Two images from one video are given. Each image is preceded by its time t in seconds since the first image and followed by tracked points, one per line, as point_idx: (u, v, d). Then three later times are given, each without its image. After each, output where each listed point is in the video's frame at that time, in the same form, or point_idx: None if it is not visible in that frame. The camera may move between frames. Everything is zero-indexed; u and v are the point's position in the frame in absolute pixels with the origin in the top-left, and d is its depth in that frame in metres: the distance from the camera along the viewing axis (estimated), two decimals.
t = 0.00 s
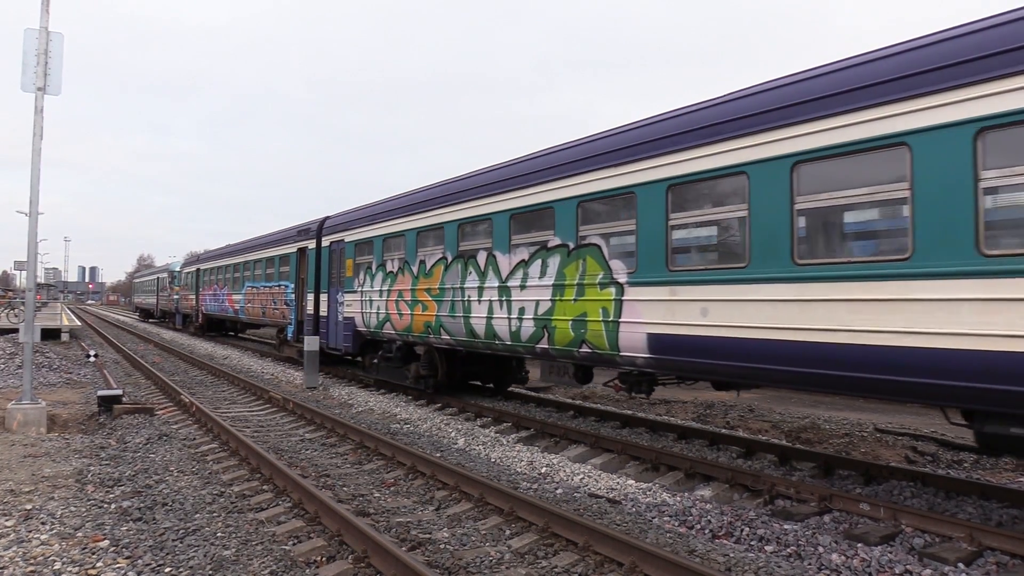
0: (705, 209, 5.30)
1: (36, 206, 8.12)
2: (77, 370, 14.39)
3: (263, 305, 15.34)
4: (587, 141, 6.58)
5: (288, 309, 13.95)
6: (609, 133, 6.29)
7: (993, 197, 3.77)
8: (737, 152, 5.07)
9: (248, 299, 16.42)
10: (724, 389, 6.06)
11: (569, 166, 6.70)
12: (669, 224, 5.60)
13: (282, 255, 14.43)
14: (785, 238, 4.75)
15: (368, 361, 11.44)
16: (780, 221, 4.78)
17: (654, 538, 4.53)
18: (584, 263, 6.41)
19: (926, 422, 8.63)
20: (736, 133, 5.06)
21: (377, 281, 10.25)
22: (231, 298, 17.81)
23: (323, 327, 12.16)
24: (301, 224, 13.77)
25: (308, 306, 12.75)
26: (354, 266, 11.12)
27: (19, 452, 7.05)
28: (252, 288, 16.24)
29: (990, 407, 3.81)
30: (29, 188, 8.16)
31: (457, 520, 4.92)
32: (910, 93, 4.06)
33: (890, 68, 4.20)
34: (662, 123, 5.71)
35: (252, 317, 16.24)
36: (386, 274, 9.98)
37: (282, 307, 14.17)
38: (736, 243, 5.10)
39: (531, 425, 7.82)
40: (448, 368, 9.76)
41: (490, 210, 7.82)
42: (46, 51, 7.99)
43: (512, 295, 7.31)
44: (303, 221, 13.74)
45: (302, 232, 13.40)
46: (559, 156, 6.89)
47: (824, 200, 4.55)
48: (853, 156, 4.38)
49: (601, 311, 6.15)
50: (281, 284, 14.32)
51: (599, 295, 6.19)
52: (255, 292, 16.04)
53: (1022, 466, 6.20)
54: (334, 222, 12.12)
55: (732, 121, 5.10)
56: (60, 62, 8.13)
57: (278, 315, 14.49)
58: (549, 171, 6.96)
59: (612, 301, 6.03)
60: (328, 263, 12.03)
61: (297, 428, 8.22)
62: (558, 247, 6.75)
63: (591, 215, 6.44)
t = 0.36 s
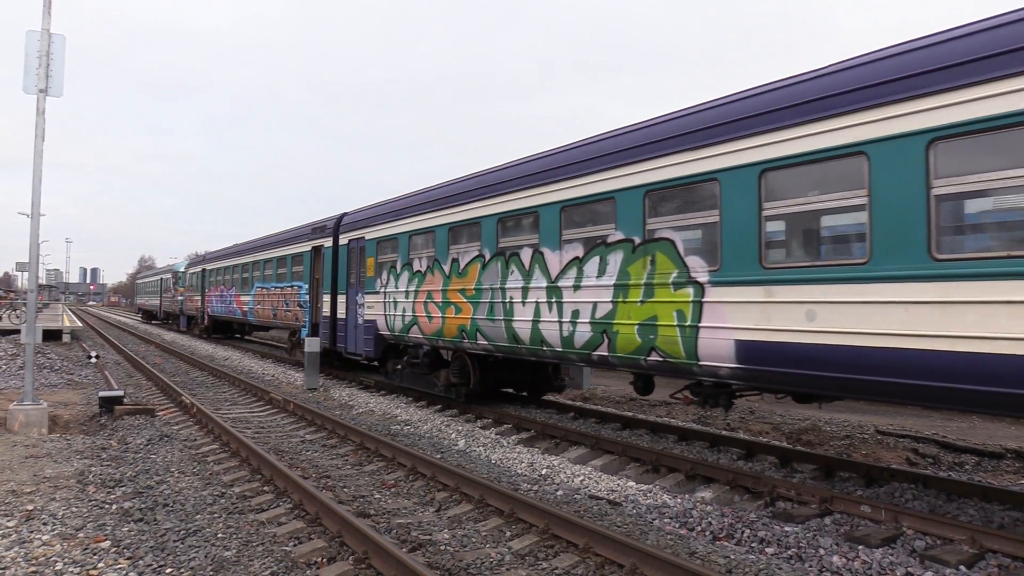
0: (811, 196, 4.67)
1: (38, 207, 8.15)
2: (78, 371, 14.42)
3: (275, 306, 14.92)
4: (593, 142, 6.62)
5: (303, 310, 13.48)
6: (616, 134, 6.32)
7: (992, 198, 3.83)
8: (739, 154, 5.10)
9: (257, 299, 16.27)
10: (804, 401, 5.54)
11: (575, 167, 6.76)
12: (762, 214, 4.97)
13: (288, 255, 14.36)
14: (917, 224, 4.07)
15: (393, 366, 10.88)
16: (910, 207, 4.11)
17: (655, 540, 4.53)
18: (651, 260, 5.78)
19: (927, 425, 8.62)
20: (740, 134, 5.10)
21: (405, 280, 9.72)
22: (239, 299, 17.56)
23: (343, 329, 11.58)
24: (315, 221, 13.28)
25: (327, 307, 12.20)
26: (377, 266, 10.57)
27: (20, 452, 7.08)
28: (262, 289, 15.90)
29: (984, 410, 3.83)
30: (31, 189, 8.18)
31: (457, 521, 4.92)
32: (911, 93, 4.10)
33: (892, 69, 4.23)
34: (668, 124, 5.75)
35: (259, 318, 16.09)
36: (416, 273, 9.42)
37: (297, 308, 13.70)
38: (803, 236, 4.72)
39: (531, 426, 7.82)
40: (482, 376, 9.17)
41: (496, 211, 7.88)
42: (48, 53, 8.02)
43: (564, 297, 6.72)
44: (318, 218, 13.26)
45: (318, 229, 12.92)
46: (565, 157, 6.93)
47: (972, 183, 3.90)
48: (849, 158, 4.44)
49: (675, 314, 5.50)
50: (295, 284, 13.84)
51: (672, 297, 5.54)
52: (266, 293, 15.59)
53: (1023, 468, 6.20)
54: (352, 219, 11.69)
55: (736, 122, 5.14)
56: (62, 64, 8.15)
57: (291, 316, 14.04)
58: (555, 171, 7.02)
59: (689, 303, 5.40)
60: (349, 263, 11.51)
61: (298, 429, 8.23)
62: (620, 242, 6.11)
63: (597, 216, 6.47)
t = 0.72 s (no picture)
0: (951, 178, 3.84)
1: (39, 208, 8.15)
2: (79, 371, 14.43)
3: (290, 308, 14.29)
4: (589, 145, 6.51)
5: (320, 311, 12.78)
6: (614, 137, 6.21)
7: (994, 201, 3.71)
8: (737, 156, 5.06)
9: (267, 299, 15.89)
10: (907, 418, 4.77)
11: (568, 170, 6.66)
12: (884, 203, 4.12)
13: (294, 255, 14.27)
14: (876, 239, 4.14)
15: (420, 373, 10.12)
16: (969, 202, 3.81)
17: (656, 542, 4.53)
18: (738, 255, 4.92)
19: (927, 427, 8.62)
20: (734, 137, 5.01)
21: (436, 280, 8.79)
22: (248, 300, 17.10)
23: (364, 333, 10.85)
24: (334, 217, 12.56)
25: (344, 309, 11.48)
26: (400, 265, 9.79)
27: (21, 453, 7.08)
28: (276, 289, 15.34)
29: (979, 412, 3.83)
30: (33, 190, 8.18)
31: (457, 523, 4.91)
32: (909, 96, 3.99)
33: (889, 71, 4.13)
34: (664, 127, 5.65)
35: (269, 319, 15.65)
36: (448, 272, 8.53)
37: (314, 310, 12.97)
38: (930, 230, 3.94)
39: (532, 428, 7.82)
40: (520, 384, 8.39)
41: (490, 214, 7.78)
42: (49, 54, 8.02)
43: (629, 298, 5.83)
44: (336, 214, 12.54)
45: (337, 225, 12.16)
46: (561, 160, 6.82)
47: None
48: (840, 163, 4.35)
49: (770, 318, 4.66)
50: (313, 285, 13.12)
51: (767, 298, 4.69)
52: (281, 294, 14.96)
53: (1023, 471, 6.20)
54: (371, 216, 10.96)
55: (732, 125, 5.04)
56: (63, 64, 8.15)
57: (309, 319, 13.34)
58: (548, 174, 6.91)
59: (790, 306, 4.55)
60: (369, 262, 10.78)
61: (299, 430, 8.24)
62: (699, 236, 5.23)
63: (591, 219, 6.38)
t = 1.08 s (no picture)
0: None
1: (40, 209, 8.17)
2: (79, 372, 14.43)
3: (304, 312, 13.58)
4: (592, 146, 6.53)
5: (337, 315, 12.06)
6: (616, 137, 6.23)
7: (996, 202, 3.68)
8: (734, 158, 5.03)
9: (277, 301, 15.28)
10: None
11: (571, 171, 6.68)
12: None
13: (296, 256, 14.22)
14: None
15: (457, 381, 9.41)
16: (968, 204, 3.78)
17: (656, 543, 4.53)
18: (854, 248, 4.22)
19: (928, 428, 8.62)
20: (736, 138, 5.03)
21: (472, 279, 8.15)
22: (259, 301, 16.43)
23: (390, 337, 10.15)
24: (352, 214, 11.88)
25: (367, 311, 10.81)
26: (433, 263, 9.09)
27: (22, 454, 7.08)
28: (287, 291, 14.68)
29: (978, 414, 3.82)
30: (33, 191, 8.19)
31: (457, 524, 4.91)
32: (908, 96, 4.01)
33: (888, 72, 4.15)
34: (666, 128, 5.67)
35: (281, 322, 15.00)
36: (486, 270, 7.89)
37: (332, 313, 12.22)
38: None
39: (533, 429, 7.82)
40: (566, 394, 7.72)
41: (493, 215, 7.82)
42: (50, 55, 8.04)
43: (709, 299, 5.11)
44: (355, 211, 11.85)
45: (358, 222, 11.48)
46: (564, 160, 6.84)
47: None
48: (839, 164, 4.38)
49: (899, 322, 3.95)
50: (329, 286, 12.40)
51: (894, 298, 3.97)
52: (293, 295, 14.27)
53: None
54: (395, 213, 10.30)
55: (734, 125, 5.06)
56: (63, 66, 8.16)
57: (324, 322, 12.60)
58: (551, 175, 6.94)
59: (925, 308, 3.83)
60: (398, 260, 10.09)
61: (299, 431, 8.24)
62: (803, 227, 4.53)
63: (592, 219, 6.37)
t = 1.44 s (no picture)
0: None
1: (39, 210, 8.16)
2: (77, 374, 14.41)
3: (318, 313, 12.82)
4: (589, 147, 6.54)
5: (356, 316, 11.30)
6: (614, 138, 6.24)
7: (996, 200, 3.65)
8: (733, 158, 5.04)
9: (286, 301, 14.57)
10: None
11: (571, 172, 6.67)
12: None
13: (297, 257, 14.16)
14: None
15: (494, 388, 8.58)
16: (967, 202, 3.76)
17: (656, 543, 4.53)
18: (1009, 238, 3.55)
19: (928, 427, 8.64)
20: (737, 138, 5.02)
21: (514, 276, 7.34)
22: (267, 302, 15.62)
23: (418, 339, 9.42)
24: (372, 208, 11.12)
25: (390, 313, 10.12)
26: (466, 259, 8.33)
27: (21, 456, 7.07)
28: (299, 291, 13.92)
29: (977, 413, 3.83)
30: (32, 193, 8.18)
31: (458, 524, 4.91)
32: (909, 96, 4.03)
33: (889, 72, 4.16)
34: (666, 128, 5.67)
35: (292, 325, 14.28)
36: (530, 267, 7.12)
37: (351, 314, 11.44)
38: None
39: (533, 429, 7.82)
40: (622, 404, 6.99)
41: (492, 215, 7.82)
42: (48, 56, 8.03)
43: (816, 298, 4.42)
44: (376, 205, 11.09)
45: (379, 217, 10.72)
46: (563, 161, 6.84)
47: None
48: (838, 165, 4.41)
49: None
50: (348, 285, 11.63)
51: None
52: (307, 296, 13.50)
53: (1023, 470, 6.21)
54: (421, 207, 9.56)
55: (734, 126, 5.05)
56: (62, 67, 8.16)
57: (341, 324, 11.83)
58: (551, 176, 6.92)
59: None
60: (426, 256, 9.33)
61: (299, 432, 8.23)
62: (945, 213, 3.83)
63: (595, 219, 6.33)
